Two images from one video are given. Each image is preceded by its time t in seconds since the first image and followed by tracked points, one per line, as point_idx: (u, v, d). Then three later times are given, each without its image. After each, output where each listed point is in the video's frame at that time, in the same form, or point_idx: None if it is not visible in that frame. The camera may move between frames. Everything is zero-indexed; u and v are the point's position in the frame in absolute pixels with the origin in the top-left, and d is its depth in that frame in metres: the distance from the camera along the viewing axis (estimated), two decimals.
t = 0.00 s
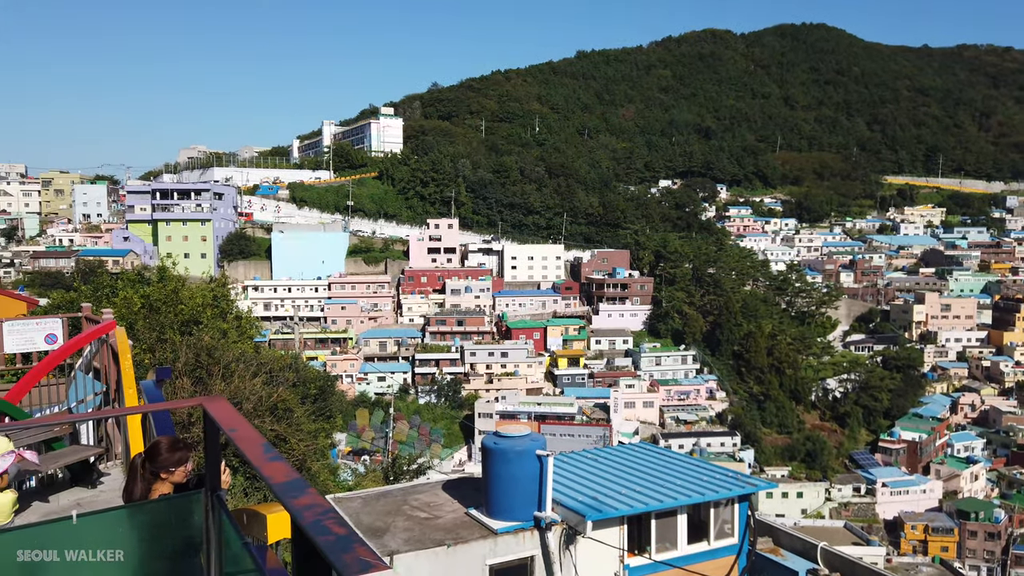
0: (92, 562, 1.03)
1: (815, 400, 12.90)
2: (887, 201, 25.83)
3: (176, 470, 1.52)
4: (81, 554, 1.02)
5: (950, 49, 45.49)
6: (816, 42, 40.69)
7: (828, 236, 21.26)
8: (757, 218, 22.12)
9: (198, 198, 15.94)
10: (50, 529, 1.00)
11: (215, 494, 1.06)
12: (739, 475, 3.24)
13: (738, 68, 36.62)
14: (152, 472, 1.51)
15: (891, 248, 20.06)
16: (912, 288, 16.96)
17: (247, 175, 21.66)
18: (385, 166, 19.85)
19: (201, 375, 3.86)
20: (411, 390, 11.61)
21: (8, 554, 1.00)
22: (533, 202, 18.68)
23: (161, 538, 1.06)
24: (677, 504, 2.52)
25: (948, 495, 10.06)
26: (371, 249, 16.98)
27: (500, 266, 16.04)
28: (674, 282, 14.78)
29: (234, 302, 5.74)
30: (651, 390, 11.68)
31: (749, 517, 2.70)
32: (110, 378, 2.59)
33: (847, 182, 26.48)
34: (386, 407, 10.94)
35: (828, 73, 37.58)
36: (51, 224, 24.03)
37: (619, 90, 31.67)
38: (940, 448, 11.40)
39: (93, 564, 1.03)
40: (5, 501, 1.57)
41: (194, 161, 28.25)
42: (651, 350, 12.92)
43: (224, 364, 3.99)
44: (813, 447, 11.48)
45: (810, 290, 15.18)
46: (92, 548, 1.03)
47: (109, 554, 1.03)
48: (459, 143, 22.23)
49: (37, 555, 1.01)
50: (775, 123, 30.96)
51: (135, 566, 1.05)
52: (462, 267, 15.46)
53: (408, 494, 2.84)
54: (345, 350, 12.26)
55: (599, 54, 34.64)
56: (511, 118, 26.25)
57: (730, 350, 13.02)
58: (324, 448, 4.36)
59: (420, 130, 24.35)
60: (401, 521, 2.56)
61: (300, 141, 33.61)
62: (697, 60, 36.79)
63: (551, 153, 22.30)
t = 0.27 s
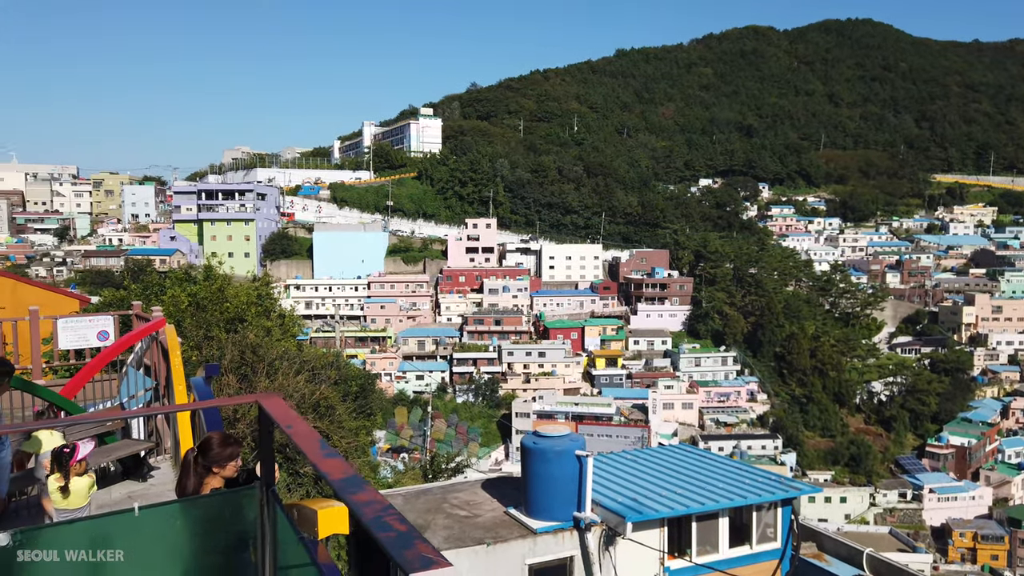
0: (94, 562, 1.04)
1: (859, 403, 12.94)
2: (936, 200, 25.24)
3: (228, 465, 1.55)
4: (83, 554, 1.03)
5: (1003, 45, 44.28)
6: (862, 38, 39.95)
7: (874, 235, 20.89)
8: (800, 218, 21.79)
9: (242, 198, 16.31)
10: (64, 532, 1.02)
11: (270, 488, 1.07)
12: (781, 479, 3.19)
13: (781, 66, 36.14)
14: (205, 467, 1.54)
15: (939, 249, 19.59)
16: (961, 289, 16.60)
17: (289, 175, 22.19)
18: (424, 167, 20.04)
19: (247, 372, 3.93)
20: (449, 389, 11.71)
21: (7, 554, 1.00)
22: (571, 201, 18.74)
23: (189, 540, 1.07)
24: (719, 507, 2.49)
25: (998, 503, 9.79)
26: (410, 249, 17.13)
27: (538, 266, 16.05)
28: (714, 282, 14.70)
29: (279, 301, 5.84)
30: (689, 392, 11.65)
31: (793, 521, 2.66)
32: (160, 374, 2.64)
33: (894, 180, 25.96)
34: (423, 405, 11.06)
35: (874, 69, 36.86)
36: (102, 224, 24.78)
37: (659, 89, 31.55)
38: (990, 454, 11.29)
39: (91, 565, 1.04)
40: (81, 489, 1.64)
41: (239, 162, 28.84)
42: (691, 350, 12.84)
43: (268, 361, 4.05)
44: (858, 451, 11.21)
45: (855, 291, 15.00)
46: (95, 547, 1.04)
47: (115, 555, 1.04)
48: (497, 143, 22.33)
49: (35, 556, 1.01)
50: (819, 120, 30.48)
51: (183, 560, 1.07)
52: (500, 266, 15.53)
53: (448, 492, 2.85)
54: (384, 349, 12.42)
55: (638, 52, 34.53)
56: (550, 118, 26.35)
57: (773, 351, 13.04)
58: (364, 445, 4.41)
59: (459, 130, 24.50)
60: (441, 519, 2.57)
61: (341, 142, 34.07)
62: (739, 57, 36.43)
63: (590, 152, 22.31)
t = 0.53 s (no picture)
0: (91, 562, 1.04)
1: (902, 406, 12.87)
2: (981, 199, 24.70)
3: (271, 462, 1.57)
4: (83, 555, 1.03)
5: None
6: (905, 34, 39.26)
7: (917, 236, 20.53)
8: (840, 217, 21.44)
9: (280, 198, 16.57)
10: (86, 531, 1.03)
11: (319, 487, 1.07)
12: (821, 482, 3.15)
13: (820, 63, 35.66)
14: (250, 463, 1.55)
15: (985, 249, 19.14)
16: (1008, 291, 16.25)
17: (326, 176, 22.63)
18: (459, 167, 20.19)
19: (286, 369, 3.99)
20: (483, 388, 11.78)
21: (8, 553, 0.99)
22: (606, 201, 18.80)
23: (219, 541, 1.08)
24: (758, 510, 2.46)
25: None
26: (444, 249, 17.24)
27: (573, 266, 16.05)
28: (752, 282, 14.94)
29: (317, 300, 5.93)
30: (726, 394, 11.57)
31: (834, 527, 2.61)
32: (202, 371, 2.69)
33: (937, 179, 25.48)
34: (457, 405, 11.14)
35: (918, 65, 36.19)
36: (145, 225, 25.40)
37: (695, 88, 31.38)
38: None
39: (89, 565, 1.04)
40: (144, 473, 1.74)
41: (277, 162, 29.31)
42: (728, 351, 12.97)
43: (307, 360, 4.11)
44: (899, 456, 11.07)
45: (896, 292, 14.96)
46: (94, 548, 1.04)
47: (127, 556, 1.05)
48: (532, 143, 22.43)
49: (38, 555, 1.02)
50: (860, 118, 30.01)
51: (226, 553, 1.09)
52: (534, 266, 15.59)
53: (483, 491, 2.86)
54: (419, 348, 12.58)
55: (675, 51, 34.44)
56: (584, 117, 26.40)
57: (812, 353, 13.28)
58: (401, 443, 4.45)
59: (493, 130, 24.61)
60: (477, 518, 2.57)
61: (377, 142, 34.43)
62: (777, 55, 36.07)
63: (625, 151, 22.40)
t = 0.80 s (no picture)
0: (90, 562, 1.03)
1: (938, 410, 12.78)
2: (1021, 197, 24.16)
3: (308, 459, 1.57)
4: (84, 554, 1.03)
5: None
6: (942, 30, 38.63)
7: (954, 235, 20.17)
8: (875, 217, 21.12)
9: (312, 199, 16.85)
10: (107, 533, 1.03)
11: (359, 484, 1.08)
12: (855, 486, 3.10)
13: (855, 59, 35.18)
14: (287, 460, 1.56)
15: None
16: None
17: (357, 176, 22.96)
18: (488, 167, 20.32)
19: (317, 367, 4.03)
20: (511, 388, 11.80)
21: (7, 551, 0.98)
22: (635, 200, 18.96)
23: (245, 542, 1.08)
24: (791, 513, 2.43)
25: None
26: (473, 249, 17.39)
27: (602, 266, 16.16)
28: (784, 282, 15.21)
29: (349, 299, 5.98)
30: (757, 395, 11.64)
31: (869, 531, 2.57)
32: (238, 371, 2.71)
33: (975, 177, 25.03)
34: (485, 404, 11.17)
35: (955, 61, 35.55)
36: (180, 225, 25.88)
37: (726, 86, 31.18)
38: None
39: (88, 564, 1.03)
40: (199, 463, 1.86)
41: (308, 163, 29.68)
42: (760, 352, 13.12)
43: (339, 358, 4.14)
44: (936, 460, 10.87)
45: (933, 293, 14.93)
46: (95, 548, 1.03)
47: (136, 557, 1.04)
48: (561, 142, 22.51)
49: (40, 556, 1.01)
50: (895, 115, 29.56)
51: (264, 550, 1.10)
52: (563, 266, 15.61)
53: (513, 491, 2.85)
54: (448, 347, 12.69)
55: (706, 49, 34.30)
56: (613, 117, 26.57)
57: (845, 354, 13.30)
58: (431, 443, 4.46)
59: (522, 130, 24.74)
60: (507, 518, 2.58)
61: (406, 142, 34.66)
62: (810, 52, 35.65)
63: (655, 150, 22.62)
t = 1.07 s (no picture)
0: (86, 561, 0.99)
1: (972, 413, 12.65)
2: None
3: (341, 457, 1.57)
4: (80, 553, 0.98)
5: None
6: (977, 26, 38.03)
7: (989, 235, 19.84)
8: (907, 216, 20.97)
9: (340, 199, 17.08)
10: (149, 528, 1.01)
11: (395, 482, 1.08)
12: (888, 490, 3.04)
13: (887, 56, 34.75)
14: (320, 458, 1.57)
15: None
16: None
17: (384, 176, 23.53)
18: (515, 167, 20.59)
19: (347, 366, 4.06)
20: (537, 388, 11.97)
21: (7, 552, 0.95)
22: (662, 201, 19.44)
23: (272, 538, 1.08)
24: (822, 517, 2.38)
25: None
26: (499, 248, 17.80)
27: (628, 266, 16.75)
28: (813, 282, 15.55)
29: (377, 298, 6.04)
30: (786, 397, 11.65)
31: (903, 535, 2.51)
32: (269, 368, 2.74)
33: (1011, 176, 24.62)
34: (511, 404, 11.20)
35: (991, 58, 34.99)
36: (210, 225, 26.34)
37: (755, 84, 31.03)
38: None
39: (81, 564, 0.98)
40: (263, 453, 1.93)
41: (336, 164, 30.03)
42: (789, 354, 13.16)
43: (368, 358, 4.17)
44: (970, 464, 10.68)
45: (968, 294, 14.74)
46: (93, 547, 0.99)
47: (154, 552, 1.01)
48: (587, 142, 22.83)
49: (34, 555, 0.96)
50: (929, 112, 29.15)
51: (298, 549, 1.09)
52: (589, 266, 16.00)
53: (540, 491, 2.85)
54: (474, 347, 12.83)
55: (734, 47, 34.20)
56: (640, 116, 26.81)
57: (876, 356, 13.24)
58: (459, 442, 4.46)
59: (548, 130, 24.98)
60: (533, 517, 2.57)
61: (433, 143, 34.92)
62: (841, 48, 35.22)
63: (682, 150, 23.15)
